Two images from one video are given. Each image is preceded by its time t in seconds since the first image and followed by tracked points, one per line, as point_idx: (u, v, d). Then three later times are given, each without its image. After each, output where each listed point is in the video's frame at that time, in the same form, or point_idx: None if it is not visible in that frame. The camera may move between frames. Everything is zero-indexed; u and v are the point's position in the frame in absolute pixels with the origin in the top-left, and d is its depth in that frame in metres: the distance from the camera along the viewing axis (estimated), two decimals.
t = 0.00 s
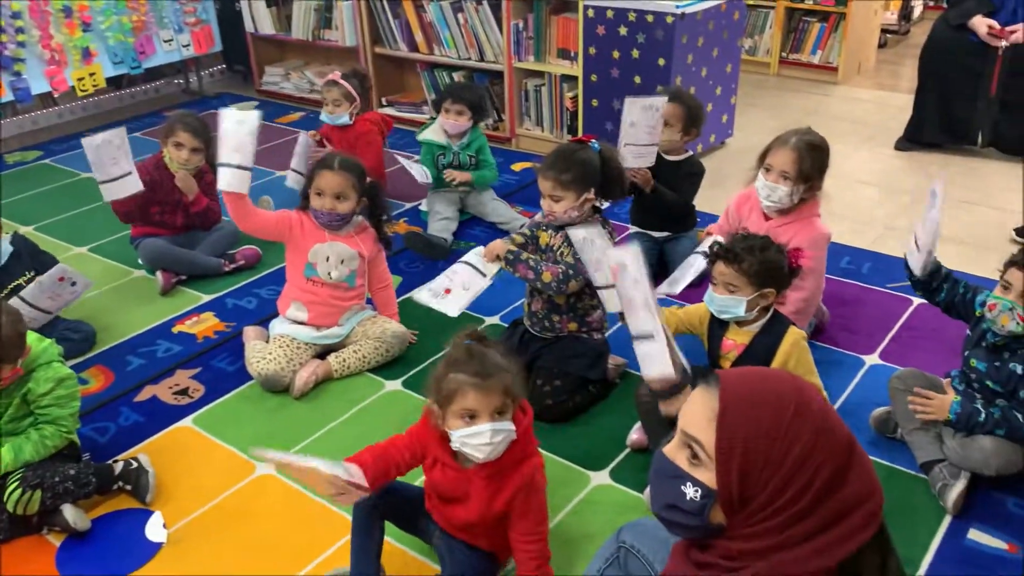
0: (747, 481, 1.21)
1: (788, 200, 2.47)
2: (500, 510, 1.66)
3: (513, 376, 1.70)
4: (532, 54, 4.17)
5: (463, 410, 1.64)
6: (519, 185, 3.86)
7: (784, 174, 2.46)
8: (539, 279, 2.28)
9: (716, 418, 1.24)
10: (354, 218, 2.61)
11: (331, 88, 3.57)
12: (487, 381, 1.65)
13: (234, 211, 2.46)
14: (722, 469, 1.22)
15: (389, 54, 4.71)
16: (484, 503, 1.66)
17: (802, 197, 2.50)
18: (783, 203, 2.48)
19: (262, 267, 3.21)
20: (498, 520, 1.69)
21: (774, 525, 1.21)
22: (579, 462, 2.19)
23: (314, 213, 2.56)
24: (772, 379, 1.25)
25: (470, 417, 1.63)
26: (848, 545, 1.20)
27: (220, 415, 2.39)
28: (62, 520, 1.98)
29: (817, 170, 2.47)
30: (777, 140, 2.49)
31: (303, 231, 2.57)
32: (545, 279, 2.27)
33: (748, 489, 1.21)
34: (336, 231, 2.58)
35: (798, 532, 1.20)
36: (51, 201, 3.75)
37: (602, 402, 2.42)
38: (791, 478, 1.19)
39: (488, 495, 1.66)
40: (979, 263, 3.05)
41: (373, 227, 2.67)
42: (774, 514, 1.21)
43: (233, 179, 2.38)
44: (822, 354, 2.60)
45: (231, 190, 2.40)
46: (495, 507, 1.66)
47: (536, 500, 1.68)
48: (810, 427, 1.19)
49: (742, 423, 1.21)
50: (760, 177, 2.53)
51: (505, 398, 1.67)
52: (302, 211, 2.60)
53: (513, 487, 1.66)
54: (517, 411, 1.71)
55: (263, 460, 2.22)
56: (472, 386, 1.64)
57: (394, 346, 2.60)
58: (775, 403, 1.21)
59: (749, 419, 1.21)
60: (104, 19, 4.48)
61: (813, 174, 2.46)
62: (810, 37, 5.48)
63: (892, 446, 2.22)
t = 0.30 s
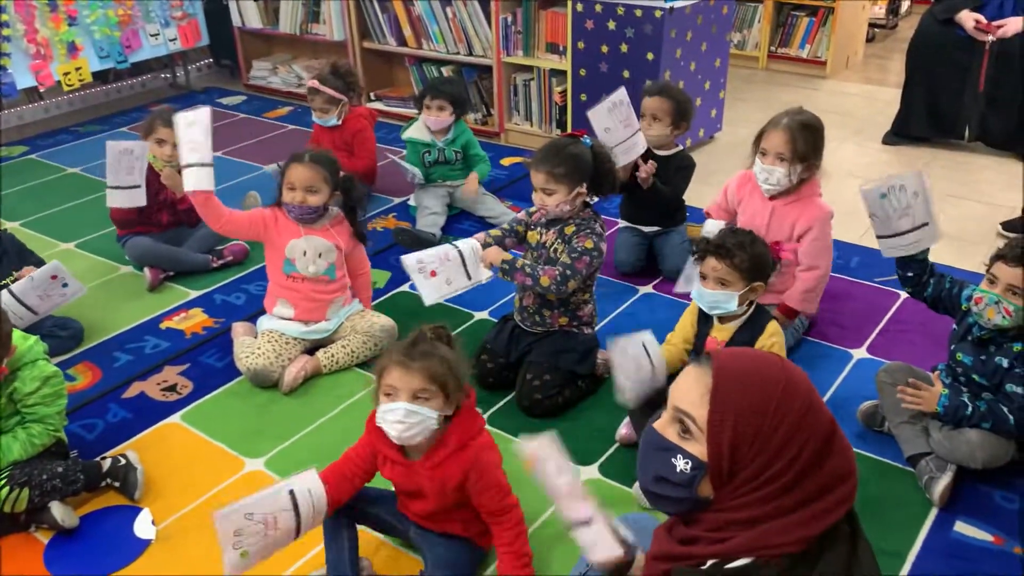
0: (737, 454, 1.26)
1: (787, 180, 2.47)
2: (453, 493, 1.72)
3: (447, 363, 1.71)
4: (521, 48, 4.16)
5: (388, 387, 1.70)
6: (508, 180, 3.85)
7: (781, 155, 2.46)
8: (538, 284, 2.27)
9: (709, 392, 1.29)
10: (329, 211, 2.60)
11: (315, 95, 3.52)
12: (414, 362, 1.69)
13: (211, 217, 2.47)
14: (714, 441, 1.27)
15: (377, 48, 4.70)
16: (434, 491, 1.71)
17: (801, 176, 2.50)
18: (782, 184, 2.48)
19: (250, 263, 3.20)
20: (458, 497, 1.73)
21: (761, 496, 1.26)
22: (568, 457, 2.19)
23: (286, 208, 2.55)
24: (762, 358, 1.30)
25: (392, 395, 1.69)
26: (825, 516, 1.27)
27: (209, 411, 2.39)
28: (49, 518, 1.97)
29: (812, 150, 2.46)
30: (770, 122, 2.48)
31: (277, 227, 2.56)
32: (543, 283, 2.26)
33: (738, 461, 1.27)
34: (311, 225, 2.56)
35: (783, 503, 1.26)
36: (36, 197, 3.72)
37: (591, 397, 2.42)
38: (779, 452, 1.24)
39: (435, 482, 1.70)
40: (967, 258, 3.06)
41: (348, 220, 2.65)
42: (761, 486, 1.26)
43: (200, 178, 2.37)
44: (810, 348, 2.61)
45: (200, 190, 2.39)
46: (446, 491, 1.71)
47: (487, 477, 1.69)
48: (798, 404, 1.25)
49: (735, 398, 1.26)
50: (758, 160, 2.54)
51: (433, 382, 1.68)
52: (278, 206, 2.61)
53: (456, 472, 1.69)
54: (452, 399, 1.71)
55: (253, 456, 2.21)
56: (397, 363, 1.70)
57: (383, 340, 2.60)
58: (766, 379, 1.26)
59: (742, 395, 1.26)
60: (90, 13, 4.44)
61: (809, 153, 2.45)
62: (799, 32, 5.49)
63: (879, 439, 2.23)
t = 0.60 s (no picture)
0: (729, 438, 1.26)
1: (791, 190, 2.47)
2: (421, 481, 1.70)
3: (428, 354, 1.72)
4: (531, 47, 4.16)
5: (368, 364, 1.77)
6: (516, 178, 3.86)
7: (785, 164, 2.45)
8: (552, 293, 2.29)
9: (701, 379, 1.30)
10: (324, 209, 2.57)
11: (320, 100, 3.50)
12: (393, 347, 1.74)
13: (210, 223, 2.46)
14: (705, 424, 1.27)
15: (388, 46, 4.71)
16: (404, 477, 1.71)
17: (805, 186, 2.50)
18: (787, 193, 2.47)
19: (259, 259, 3.21)
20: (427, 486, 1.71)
21: (752, 482, 1.24)
22: (575, 455, 2.20)
23: (283, 210, 2.53)
24: (756, 347, 1.31)
25: (372, 373, 1.75)
26: (819, 507, 1.24)
27: (218, 406, 2.40)
28: (60, 510, 1.98)
29: (816, 160, 2.46)
30: (773, 134, 2.49)
31: (275, 227, 2.55)
32: (557, 292, 2.27)
33: (729, 446, 1.26)
34: (307, 224, 2.55)
35: (774, 490, 1.24)
36: (48, 192, 3.75)
37: (598, 395, 2.43)
38: (769, 436, 1.23)
39: (406, 468, 1.71)
40: (976, 260, 3.06)
41: (341, 216, 2.62)
42: (753, 472, 1.25)
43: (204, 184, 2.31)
44: (818, 349, 2.61)
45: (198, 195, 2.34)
46: (417, 479, 1.70)
47: (449, 467, 1.67)
48: (789, 389, 1.24)
49: (725, 381, 1.26)
50: (762, 171, 2.53)
51: (405, 367, 1.71)
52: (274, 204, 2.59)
53: (422, 458, 1.69)
54: (426, 390, 1.72)
55: (262, 451, 2.23)
56: (379, 343, 1.76)
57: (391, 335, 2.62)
58: (756, 366, 1.27)
59: (733, 379, 1.26)
60: (102, 9, 4.46)
61: (812, 162, 2.45)
62: (809, 32, 5.48)
63: (886, 440, 2.23)
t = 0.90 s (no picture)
0: (761, 442, 1.25)
1: (833, 188, 2.46)
2: (456, 472, 1.72)
3: (462, 347, 1.73)
4: (564, 45, 4.15)
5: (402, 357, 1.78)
6: (546, 176, 3.86)
7: (826, 162, 2.45)
8: (599, 316, 2.33)
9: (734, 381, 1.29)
10: (352, 206, 2.61)
11: (354, 88, 3.52)
12: (427, 339, 1.75)
13: (240, 225, 2.46)
14: (737, 428, 1.26)
15: (420, 43, 4.73)
16: (439, 469, 1.73)
17: (847, 184, 2.48)
18: (829, 191, 2.46)
19: (290, 252, 3.25)
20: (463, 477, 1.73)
21: (784, 487, 1.24)
22: (601, 453, 2.20)
23: (313, 207, 2.56)
24: (788, 349, 1.30)
25: (407, 365, 1.77)
26: (853, 511, 1.24)
27: (249, 397, 2.43)
28: (94, 495, 2.02)
29: (856, 158, 2.45)
30: (814, 133, 2.48)
31: (305, 225, 2.57)
32: (605, 314, 2.32)
33: (761, 450, 1.25)
34: (336, 220, 2.58)
35: (809, 494, 1.23)
36: (85, 182, 3.81)
37: (626, 394, 2.42)
38: (802, 441, 1.23)
39: (441, 459, 1.73)
40: (1012, 265, 3.01)
41: (368, 211, 2.66)
42: (785, 477, 1.24)
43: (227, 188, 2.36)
44: (848, 352, 2.59)
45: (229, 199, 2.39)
46: (452, 470, 1.72)
47: (484, 459, 1.69)
48: (822, 394, 1.23)
49: (757, 386, 1.26)
50: (803, 170, 2.53)
51: (439, 360, 1.72)
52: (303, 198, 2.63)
53: (459, 448, 1.71)
54: (461, 381, 1.73)
55: (291, 442, 2.25)
56: (413, 336, 1.78)
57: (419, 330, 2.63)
58: (790, 369, 1.26)
59: (765, 383, 1.25)
60: (140, 4, 4.53)
61: (854, 160, 2.44)
62: (844, 33, 5.42)
63: (918, 445, 2.21)
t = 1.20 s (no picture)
0: (817, 448, 1.24)
1: (897, 189, 2.42)
2: (510, 468, 1.75)
3: (521, 345, 1.75)
4: (615, 42, 4.13)
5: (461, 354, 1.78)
6: (595, 172, 3.85)
7: (889, 163, 2.41)
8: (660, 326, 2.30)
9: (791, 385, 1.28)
10: (409, 200, 2.63)
11: (407, 78, 3.57)
12: (488, 336, 1.76)
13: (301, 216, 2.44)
14: (793, 432, 1.25)
15: (472, 38, 4.75)
16: (492, 461, 1.75)
17: (910, 185, 2.44)
18: (893, 192, 2.42)
19: (339, 244, 3.29)
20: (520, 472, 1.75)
21: (840, 494, 1.23)
22: (646, 452, 2.19)
23: (370, 200, 2.59)
24: (847, 353, 1.28)
25: (464, 361, 1.77)
26: (910, 520, 1.22)
27: (298, 385, 2.47)
28: (147, 477, 2.07)
29: (921, 158, 2.40)
30: (877, 132, 2.44)
31: (360, 217, 2.58)
32: (666, 322, 2.29)
33: (817, 455, 1.24)
34: (393, 214, 2.60)
35: (865, 501, 1.22)
36: (142, 171, 3.90)
37: (672, 394, 2.41)
38: (860, 448, 1.21)
39: (494, 454, 1.75)
40: None
41: (424, 206, 2.68)
42: (841, 484, 1.23)
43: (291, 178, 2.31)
44: (900, 357, 2.54)
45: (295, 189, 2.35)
46: (505, 465, 1.75)
47: (541, 454, 1.71)
48: (881, 401, 1.22)
49: (814, 390, 1.25)
50: (866, 171, 2.49)
51: (500, 357, 1.73)
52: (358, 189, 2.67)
53: (513, 446, 1.73)
54: (519, 379, 1.74)
55: (338, 430, 2.29)
56: (473, 332, 1.78)
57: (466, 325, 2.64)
58: (848, 374, 1.24)
59: (823, 388, 1.24)
60: None
61: (918, 160, 2.40)
62: (902, 33, 5.31)
63: (971, 454, 2.16)
